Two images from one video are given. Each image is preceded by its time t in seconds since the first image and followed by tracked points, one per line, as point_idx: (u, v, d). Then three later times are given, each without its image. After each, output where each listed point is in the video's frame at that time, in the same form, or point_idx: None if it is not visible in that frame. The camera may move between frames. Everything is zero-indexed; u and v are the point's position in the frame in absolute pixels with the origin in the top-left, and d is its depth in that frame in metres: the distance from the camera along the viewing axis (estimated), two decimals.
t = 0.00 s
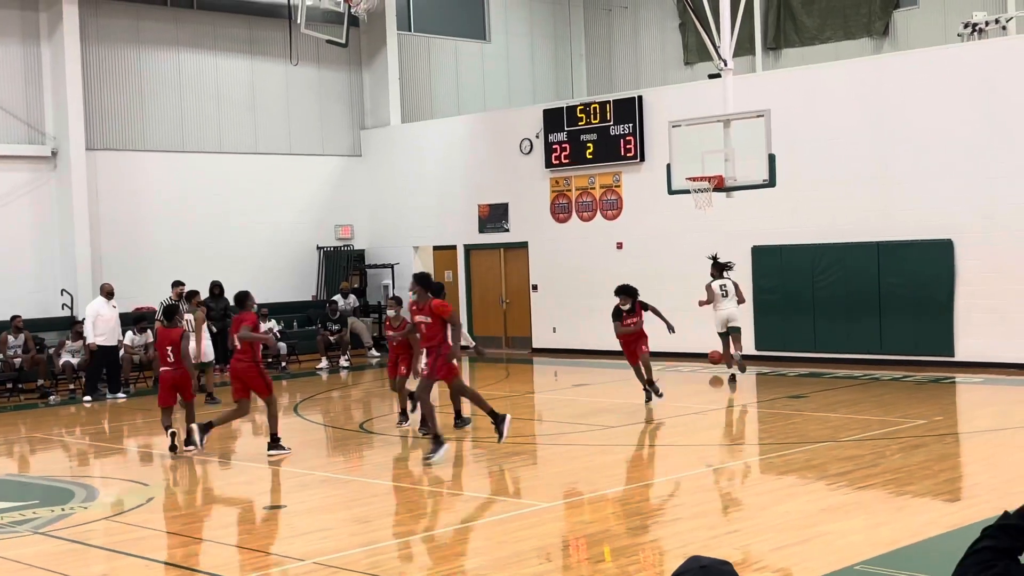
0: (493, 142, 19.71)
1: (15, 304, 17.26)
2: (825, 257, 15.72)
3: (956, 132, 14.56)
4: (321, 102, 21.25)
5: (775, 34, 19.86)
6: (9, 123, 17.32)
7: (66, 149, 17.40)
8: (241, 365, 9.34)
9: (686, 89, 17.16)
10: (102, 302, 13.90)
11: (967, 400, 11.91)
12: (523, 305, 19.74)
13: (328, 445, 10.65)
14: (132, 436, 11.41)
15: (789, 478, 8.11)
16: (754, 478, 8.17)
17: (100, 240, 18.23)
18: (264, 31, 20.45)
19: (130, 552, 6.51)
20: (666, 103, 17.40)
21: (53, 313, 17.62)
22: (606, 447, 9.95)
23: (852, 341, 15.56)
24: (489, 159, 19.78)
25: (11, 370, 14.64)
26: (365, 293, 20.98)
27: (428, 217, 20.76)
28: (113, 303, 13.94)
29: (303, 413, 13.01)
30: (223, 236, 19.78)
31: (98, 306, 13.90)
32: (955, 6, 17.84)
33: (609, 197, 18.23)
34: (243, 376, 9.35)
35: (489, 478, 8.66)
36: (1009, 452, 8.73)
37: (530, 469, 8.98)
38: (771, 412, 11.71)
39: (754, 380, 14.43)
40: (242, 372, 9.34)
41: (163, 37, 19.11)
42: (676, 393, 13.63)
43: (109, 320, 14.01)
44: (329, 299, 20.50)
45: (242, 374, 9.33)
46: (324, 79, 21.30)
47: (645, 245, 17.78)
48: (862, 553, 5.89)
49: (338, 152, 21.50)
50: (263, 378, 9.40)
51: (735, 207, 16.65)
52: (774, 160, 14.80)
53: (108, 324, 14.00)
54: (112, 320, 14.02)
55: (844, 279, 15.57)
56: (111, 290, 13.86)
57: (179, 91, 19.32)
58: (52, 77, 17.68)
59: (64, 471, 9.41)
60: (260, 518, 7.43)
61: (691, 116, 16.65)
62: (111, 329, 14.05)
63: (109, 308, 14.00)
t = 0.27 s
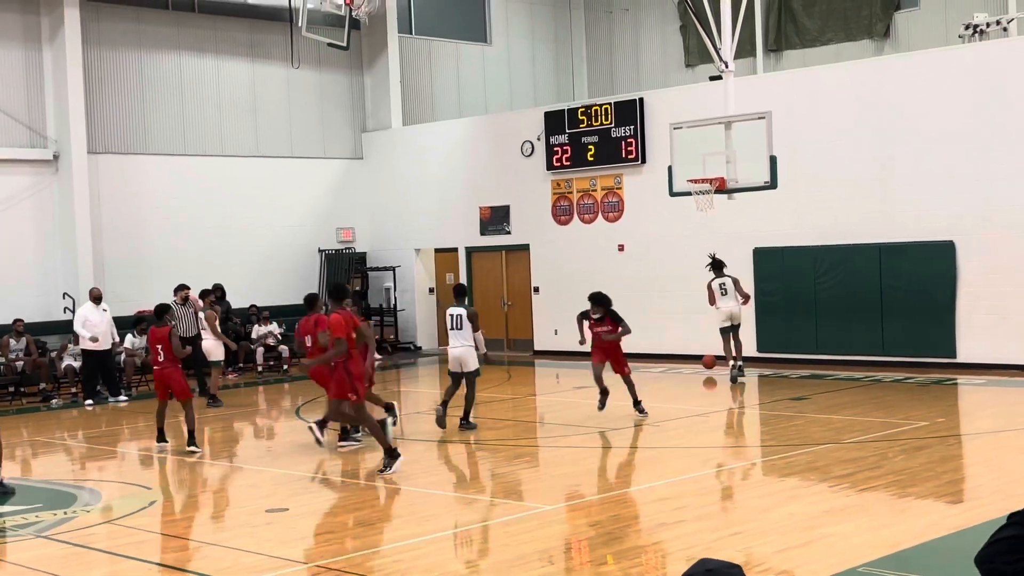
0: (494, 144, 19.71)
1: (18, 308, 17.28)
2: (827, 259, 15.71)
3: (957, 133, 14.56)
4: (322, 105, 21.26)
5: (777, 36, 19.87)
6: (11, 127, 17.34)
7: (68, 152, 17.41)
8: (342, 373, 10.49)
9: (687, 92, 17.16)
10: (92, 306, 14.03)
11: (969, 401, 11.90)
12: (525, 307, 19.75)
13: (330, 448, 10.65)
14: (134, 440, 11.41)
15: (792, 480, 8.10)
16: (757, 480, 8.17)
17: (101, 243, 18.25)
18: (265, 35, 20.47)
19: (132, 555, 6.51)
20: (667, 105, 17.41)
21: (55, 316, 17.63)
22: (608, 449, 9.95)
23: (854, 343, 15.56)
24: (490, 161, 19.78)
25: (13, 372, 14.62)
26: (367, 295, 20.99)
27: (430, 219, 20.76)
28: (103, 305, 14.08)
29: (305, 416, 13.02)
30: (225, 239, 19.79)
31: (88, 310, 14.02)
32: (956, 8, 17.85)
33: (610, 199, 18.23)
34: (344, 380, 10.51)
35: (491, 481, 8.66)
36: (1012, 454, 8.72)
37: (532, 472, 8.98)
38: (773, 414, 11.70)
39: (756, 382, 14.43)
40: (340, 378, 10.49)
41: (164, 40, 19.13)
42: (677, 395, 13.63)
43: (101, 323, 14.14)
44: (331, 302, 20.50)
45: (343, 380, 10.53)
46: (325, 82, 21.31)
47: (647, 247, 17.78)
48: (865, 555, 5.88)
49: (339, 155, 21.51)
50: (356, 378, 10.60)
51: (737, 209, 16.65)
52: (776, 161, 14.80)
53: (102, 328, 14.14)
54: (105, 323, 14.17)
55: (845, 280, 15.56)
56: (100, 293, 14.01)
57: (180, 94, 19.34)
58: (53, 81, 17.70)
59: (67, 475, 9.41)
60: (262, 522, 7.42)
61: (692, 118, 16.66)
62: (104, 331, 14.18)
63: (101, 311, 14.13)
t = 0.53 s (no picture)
0: (496, 146, 19.71)
1: (22, 311, 17.30)
2: (830, 260, 15.69)
3: (960, 134, 14.54)
4: (325, 107, 21.28)
5: (779, 37, 19.86)
6: (14, 130, 17.37)
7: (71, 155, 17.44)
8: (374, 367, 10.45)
9: (690, 93, 17.16)
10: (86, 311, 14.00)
11: (972, 402, 11.88)
12: (528, 310, 19.75)
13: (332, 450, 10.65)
14: (137, 443, 11.43)
15: (795, 481, 8.10)
16: (760, 482, 8.16)
17: (105, 246, 18.27)
18: (268, 37, 20.48)
19: (136, 558, 6.52)
20: (670, 107, 17.40)
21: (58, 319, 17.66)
22: (610, 451, 9.95)
23: (857, 344, 15.54)
24: (493, 163, 19.78)
25: (17, 377, 14.69)
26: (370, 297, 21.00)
27: (433, 221, 20.77)
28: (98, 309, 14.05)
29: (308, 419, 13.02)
30: (228, 241, 19.81)
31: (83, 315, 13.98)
32: (958, 8, 17.83)
33: (613, 201, 18.23)
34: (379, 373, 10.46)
35: (495, 482, 8.66)
36: (1015, 455, 8.71)
37: (535, 474, 8.98)
38: (776, 415, 11.70)
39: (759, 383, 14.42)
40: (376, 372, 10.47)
41: (167, 43, 19.15)
42: (680, 396, 13.62)
43: (98, 328, 14.14)
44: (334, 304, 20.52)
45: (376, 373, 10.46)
46: (328, 84, 21.32)
47: (650, 249, 17.77)
48: (868, 557, 5.87)
49: (342, 157, 21.53)
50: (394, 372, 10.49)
51: (739, 210, 16.65)
52: (778, 162, 14.80)
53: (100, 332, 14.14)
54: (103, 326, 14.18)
55: (848, 282, 15.55)
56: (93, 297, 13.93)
57: (183, 97, 19.36)
58: (57, 84, 17.73)
59: (71, 477, 9.42)
60: (267, 524, 7.44)
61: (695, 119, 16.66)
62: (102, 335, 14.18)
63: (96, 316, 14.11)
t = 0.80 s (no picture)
0: (500, 148, 19.72)
1: (26, 313, 17.33)
2: (835, 261, 15.68)
3: (963, 135, 14.53)
4: (328, 109, 21.30)
5: (783, 38, 19.83)
6: (18, 133, 17.40)
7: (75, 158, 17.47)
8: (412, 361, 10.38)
9: (693, 95, 17.15)
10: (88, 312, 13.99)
11: (977, 403, 11.86)
12: (533, 311, 19.74)
13: (336, 452, 10.65)
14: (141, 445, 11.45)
15: (800, 483, 8.09)
16: (765, 483, 8.15)
17: (109, 248, 18.29)
18: (271, 39, 20.51)
19: (141, 560, 6.52)
20: (674, 108, 17.40)
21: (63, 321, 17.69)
22: (615, 452, 9.95)
23: (861, 345, 15.53)
24: (497, 165, 19.79)
25: (22, 379, 14.74)
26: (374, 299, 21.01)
27: (436, 223, 20.78)
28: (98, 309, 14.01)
29: (313, 420, 13.03)
30: (232, 243, 19.83)
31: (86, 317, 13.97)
32: (962, 9, 17.80)
33: (617, 203, 18.23)
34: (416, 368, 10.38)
35: (499, 484, 8.66)
36: (1020, 456, 8.69)
37: (540, 476, 8.97)
38: (781, 417, 11.69)
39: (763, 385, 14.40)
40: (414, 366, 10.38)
41: (170, 45, 19.17)
42: (684, 398, 13.61)
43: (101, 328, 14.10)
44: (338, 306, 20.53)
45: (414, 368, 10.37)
46: (332, 86, 21.35)
47: (654, 250, 17.77)
48: (874, 558, 5.87)
49: (346, 159, 21.54)
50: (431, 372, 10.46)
51: (743, 211, 16.64)
52: (782, 164, 14.80)
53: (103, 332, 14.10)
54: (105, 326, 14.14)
55: (852, 283, 15.54)
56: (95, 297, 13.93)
57: (187, 99, 19.38)
58: (60, 86, 17.76)
59: (75, 480, 9.43)
60: (272, 525, 7.44)
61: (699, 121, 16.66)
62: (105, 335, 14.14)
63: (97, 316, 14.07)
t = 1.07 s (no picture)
0: (504, 149, 19.73)
1: (31, 316, 17.37)
2: (839, 263, 15.67)
3: (966, 135, 14.52)
4: (332, 111, 21.33)
5: (787, 40, 19.82)
6: (23, 135, 17.44)
7: (80, 160, 17.50)
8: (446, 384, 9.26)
9: (697, 96, 17.15)
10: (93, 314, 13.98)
11: (982, 405, 11.84)
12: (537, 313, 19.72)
13: (341, 454, 10.66)
14: (146, 447, 11.46)
15: (804, 485, 8.08)
16: (770, 485, 8.14)
17: (114, 250, 18.31)
18: (275, 42, 20.54)
19: (146, 562, 6.53)
20: (678, 110, 17.40)
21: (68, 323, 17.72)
22: (619, 455, 9.94)
23: (866, 346, 15.52)
24: (501, 167, 19.79)
25: (26, 382, 14.75)
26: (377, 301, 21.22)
27: (440, 225, 20.80)
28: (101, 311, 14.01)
29: (317, 422, 13.04)
30: (236, 245, 19.85)
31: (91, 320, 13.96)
32: (966, 10, 17.77)
33: (621, 204, 18.22)
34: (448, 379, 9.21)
35: (503, 486, 8.66)
36: None
37: (544, 478, 8.98)
38: (786, 418, 11.68)
39: (768, 387, 14.39)
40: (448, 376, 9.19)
41: (174, 48, 19.20)
42: (688, 400, 13.61)
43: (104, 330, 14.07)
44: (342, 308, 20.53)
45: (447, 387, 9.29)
46: (335, 89, 21.37)
47: (658, 252, 17.76)
48: (878, 560, 5.86)
49: (350, 161, 21.56)
50: (467, 380, 9.34)
51: (747, 213, 16.63)
52: (786, 165, 14.79)
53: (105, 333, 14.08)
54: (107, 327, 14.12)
55: (857, 284, 15.53)
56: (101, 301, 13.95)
57: (191, 101, 19.41)
58: (65, 89, 17.79)
59: (80, 482, 9.44)
60: (276, 528, 7.45)
61: (703, 122, 16.65)
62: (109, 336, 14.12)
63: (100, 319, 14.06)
